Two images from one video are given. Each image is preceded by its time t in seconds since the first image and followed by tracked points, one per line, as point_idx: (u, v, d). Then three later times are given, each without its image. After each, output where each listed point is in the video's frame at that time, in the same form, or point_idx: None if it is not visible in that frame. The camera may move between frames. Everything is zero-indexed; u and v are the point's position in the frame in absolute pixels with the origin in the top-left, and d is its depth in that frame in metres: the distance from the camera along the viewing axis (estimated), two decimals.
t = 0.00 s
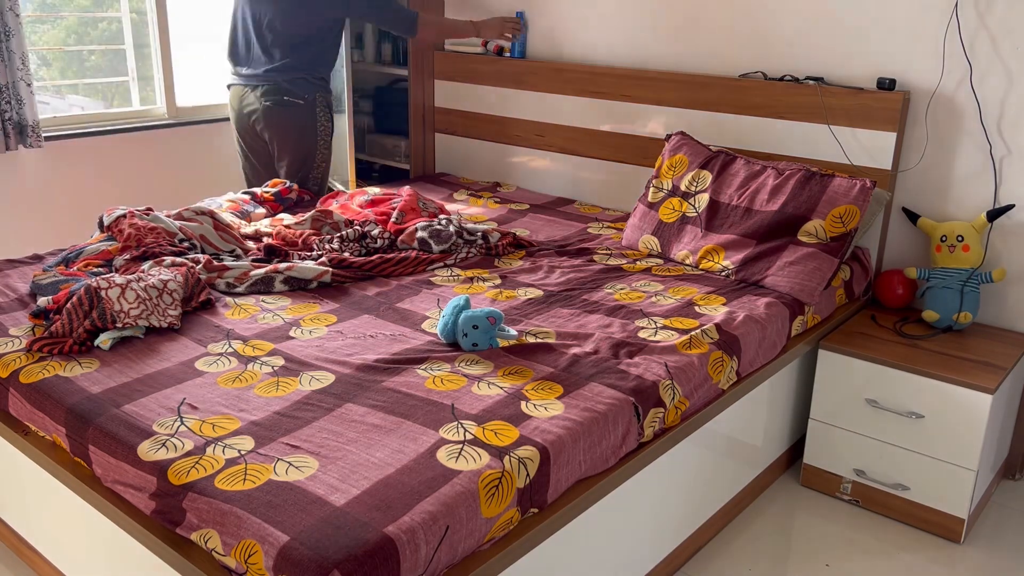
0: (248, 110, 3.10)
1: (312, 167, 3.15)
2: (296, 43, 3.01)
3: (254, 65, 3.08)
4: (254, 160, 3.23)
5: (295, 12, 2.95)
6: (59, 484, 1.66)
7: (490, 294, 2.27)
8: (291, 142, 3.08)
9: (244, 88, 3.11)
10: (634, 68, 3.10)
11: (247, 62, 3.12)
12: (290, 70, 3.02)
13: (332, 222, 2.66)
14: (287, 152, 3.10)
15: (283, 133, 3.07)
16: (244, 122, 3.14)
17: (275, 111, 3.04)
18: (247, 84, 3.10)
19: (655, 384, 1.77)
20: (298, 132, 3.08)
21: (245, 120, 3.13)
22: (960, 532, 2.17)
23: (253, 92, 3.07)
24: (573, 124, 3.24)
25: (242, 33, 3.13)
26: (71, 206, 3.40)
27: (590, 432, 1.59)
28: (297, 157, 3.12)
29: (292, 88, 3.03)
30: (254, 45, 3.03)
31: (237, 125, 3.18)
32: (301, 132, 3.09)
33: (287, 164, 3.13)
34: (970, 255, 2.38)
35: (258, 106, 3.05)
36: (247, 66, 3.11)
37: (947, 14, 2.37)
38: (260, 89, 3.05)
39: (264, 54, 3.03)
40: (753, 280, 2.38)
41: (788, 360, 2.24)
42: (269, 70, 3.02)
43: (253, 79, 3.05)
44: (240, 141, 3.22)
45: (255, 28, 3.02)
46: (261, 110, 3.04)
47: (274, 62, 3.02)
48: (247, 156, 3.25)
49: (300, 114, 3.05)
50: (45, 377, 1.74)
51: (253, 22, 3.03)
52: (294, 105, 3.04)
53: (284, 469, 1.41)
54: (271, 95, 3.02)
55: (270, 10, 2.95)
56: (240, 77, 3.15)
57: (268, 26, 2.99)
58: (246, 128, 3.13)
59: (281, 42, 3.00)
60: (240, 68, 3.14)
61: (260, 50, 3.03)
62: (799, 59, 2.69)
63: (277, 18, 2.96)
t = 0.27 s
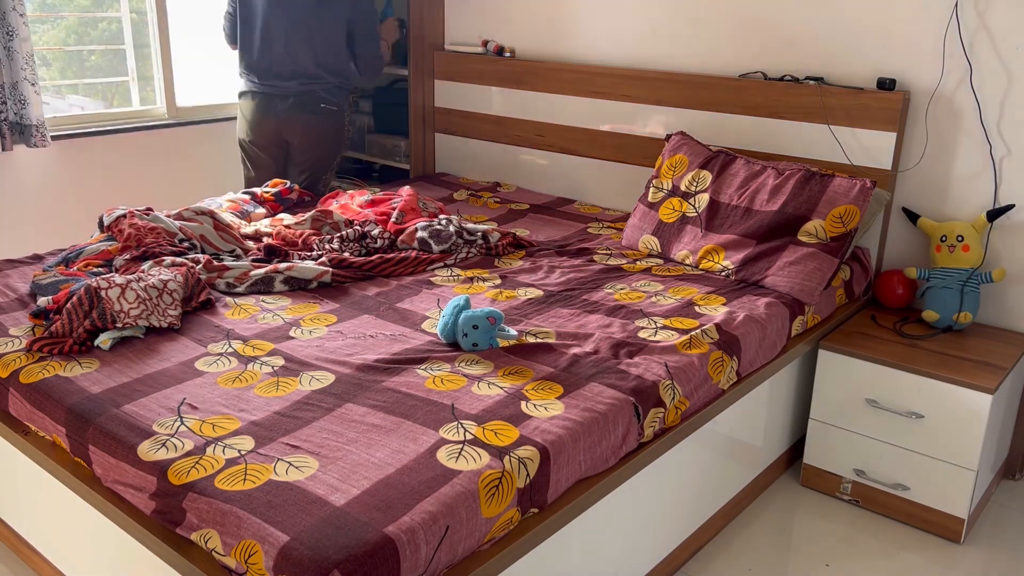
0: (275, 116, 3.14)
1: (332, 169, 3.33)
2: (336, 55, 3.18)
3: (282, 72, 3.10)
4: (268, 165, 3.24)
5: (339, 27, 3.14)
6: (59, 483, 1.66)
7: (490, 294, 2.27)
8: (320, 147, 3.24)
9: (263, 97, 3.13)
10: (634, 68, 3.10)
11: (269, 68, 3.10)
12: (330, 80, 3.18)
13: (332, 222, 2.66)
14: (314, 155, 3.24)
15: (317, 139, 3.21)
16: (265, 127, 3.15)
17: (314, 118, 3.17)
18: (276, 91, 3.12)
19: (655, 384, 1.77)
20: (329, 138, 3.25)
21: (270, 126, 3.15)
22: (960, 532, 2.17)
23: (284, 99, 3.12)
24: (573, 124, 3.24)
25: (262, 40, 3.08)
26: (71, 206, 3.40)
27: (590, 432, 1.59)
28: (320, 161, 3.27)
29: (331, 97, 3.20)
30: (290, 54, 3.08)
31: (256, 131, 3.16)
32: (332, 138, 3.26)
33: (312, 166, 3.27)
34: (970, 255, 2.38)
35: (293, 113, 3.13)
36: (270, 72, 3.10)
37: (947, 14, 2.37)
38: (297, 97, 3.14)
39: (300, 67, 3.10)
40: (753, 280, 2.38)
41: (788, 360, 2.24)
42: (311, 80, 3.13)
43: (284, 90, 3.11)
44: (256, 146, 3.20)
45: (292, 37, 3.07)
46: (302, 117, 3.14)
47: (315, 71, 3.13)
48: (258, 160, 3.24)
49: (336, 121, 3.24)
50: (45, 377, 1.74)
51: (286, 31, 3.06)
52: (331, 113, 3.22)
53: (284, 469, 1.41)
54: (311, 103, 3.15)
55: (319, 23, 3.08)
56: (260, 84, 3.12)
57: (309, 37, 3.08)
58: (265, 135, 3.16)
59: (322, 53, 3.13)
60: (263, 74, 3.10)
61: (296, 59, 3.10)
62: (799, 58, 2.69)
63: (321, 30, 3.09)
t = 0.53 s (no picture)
0: (275, 117, 3.13)
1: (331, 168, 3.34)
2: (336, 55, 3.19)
3: (281, 73, 3.09)
4: (266, 165, 3.25)
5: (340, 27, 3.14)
6: (59, 483, 1.66)
7: (490, 294, 2.27)
8: (321, 147, 3.25)
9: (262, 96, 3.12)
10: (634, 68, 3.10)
11: (268, 69, 3.09)
12: (330, 81, 3.18)
13: (332, 222, 2.66)
14: (314, 155, 3.25)
15: (317, 139, 3.22)
16: (264, 128, 3.15)
17: (314, 119, 3.17)
18: (275, 92, 3.11)
19: (655, 384, 1.77)
20: (330, 138, 3.26)
21: (270, 127, 3.14)
22: (960, 532, 2.17)
23: (283, 100, 3.12)
24: (573, 124, 3.24)
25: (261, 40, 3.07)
26: (70, 206, 3.40)
27: (590, 432, 1.59)
28: (319, 161, 3.28)
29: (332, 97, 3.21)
30: (290, 55, 3.07)
31: (255, 131, 3.17)
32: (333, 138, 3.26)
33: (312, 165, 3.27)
34: (970, 255, 2.38)
35: (293, 114, 3.13)
36: (269, 73, 3.09)
37: (947, 14, 2.37)
38: (297, 98, 3.14)
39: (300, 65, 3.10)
40: (753, 280, 2.38)
41: (788, 360, 2.24)
42: (311, 80, 3.13)
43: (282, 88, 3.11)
44: (254, 146, 3.20)
45: (291, 38, 3.06)
46: (302, 118, 3.14)
47: (315, 72, 3.13)
48: (256, 160, 3.24)
49: (336, 121, 3.24)
50: (45, 377, 1.74)
51: (285, 32, 3.04)
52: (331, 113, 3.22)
53: (284, 469, 1.41)
54: (310, 103, 3.15)
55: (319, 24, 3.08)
56: (259, 85, 3.12)
57: (309, 38, 3.08)
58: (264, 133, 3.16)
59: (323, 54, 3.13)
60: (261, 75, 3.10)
61: (295, 60, 3.09)
62: (799, 59, 2.69)
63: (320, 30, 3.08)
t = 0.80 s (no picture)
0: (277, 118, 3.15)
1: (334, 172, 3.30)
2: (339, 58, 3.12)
3: (283, 74, 3.11)
4: (270, 165, 3.27)
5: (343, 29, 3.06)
6: (59, 483, 1.66)
7: (490, 294, 2.27)
8: (323, 150, 3.21)
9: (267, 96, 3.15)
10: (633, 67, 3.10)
11: (271, 71, 3.11)
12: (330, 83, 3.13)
13: (332, 222, 2.66)
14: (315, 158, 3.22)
15: (317, 141, 3.18)
16: (268, 129, 3.17)
17: (313, 122, 3.14)
18: (278, 93, 3.13)
19: (655, 384, 1.77)
20: (331, 140, 3.21)
21: (272, 128, 3.16)
22: (960, 532, 2.17)
23: (285, 101, 3.13)
24: (573, 124, 3.24)
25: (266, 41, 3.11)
26: (71, 206, 3.40)
27: (590, 432, 1.59)
28: (321, 163, 3.25)
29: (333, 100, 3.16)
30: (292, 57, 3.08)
31: (258, 132, 3.20)
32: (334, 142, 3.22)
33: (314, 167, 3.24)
34: (970, 255, 2.38)
35: (293, 115, 3.12)
36: (272, 75, 3.12)
37: (947, 14, 2.37)
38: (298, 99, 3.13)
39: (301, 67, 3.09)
40: (753, 280, 2.38)
41: (789, 360, 2.24)
42: (311, 83, 3.10)
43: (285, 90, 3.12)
44: (257, 146, 3.23)
45: (293, 40, 3.07)
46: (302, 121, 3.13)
47: (314, 75, 3.10)
48: (261, 160, 3.28)
49: (336, 125, 3.19)
50: (45, 377, 1.74)
51: (288, 34, 3.06)
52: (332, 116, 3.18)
53: (284, 469, 1.41)
54: (310, 106, 3.12)
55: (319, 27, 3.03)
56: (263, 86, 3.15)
57: (310, 40, 3.06)
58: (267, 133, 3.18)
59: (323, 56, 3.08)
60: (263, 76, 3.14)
61: (297, 62, 3.08)
62: (799, 59, 2.69)
63: (320, 32, 3.05)
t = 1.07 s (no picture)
0: (277, 118, 3.15)
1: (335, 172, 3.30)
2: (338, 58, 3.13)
3: (283, 75, 3.10)
4: (269, 165, 3.27)
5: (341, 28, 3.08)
6: (58, 483, 1.67)
7: (490, 294, 2.27)
8: (323, 150, 3.21)
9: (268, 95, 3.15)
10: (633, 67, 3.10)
11: (271, 71, 3.11)
12: (330, 83, 3.13)
13: (332, 222, 2.66)
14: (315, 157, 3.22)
15: (317, 141, 3.18)
16: (268, 129, 3.17)
17: (313, 122, 3.14)
18: (278, 93, 3.13)
19: (655, 384, 1.77)
20: (331, 140, 3.21)
21: (271, 127, 3.16)
22: (960, 532, 2.17)
23: (285, 101, 3.13)
24: (573, 124, 3.24)
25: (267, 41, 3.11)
26: (71, 206, 3.40)
27: (590, 432, 1.59)
28: (321, 163, 3.25)
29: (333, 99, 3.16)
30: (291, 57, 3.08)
31: (258, 132, 3.20)
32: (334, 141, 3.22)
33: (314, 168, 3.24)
34: (970, 255, 2.38)
35: (293, 115, 3.12)
36: (272, 75, 3.12)
37: (947, 14, 2.37)
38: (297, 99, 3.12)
39: (300, 67, 3.09)
40: (753, 280, 2.38)
41: (789, 360, 2.24)
42: (310, 83, 3.10)
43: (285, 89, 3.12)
44: (257, 146, 3.23)
45: (292, 40, 3.07)
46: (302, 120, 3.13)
47: (314, 75, 3.10)
48: (261, 160, 3.28)
49: (336, 125, 3.19)
50: (45, 377, 1.74)
51: (288, 34, 3.06)
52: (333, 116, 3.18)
53: (284, 469, 1.41)
54: (310, 106, 3.12)
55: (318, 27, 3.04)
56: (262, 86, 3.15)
57: (309, 40, 3.06)
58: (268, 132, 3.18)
59: (323, 56, 3.08)
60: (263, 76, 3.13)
61: (296, 61, 3.08)
62: (799, 58, 2.69)
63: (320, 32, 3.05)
